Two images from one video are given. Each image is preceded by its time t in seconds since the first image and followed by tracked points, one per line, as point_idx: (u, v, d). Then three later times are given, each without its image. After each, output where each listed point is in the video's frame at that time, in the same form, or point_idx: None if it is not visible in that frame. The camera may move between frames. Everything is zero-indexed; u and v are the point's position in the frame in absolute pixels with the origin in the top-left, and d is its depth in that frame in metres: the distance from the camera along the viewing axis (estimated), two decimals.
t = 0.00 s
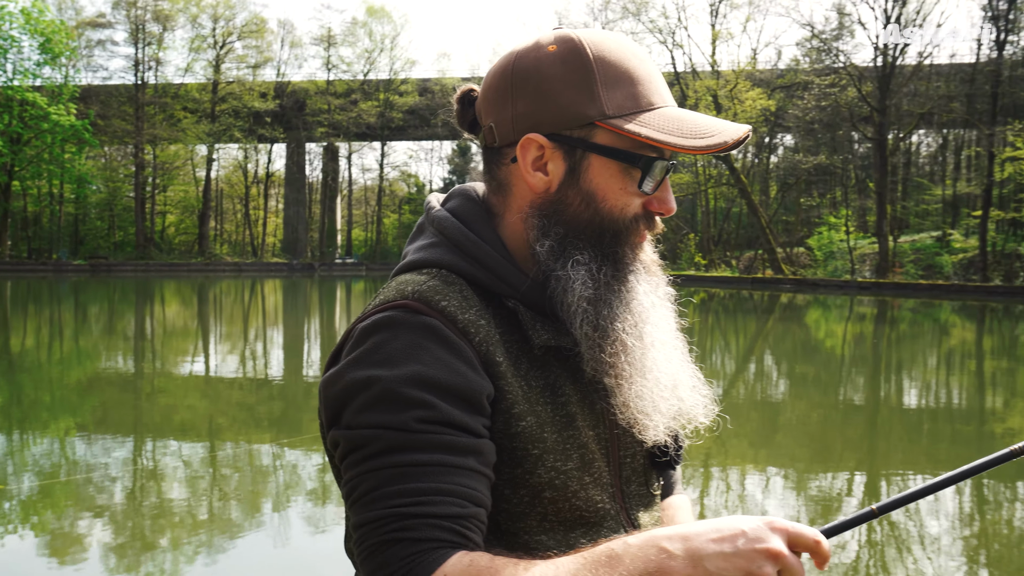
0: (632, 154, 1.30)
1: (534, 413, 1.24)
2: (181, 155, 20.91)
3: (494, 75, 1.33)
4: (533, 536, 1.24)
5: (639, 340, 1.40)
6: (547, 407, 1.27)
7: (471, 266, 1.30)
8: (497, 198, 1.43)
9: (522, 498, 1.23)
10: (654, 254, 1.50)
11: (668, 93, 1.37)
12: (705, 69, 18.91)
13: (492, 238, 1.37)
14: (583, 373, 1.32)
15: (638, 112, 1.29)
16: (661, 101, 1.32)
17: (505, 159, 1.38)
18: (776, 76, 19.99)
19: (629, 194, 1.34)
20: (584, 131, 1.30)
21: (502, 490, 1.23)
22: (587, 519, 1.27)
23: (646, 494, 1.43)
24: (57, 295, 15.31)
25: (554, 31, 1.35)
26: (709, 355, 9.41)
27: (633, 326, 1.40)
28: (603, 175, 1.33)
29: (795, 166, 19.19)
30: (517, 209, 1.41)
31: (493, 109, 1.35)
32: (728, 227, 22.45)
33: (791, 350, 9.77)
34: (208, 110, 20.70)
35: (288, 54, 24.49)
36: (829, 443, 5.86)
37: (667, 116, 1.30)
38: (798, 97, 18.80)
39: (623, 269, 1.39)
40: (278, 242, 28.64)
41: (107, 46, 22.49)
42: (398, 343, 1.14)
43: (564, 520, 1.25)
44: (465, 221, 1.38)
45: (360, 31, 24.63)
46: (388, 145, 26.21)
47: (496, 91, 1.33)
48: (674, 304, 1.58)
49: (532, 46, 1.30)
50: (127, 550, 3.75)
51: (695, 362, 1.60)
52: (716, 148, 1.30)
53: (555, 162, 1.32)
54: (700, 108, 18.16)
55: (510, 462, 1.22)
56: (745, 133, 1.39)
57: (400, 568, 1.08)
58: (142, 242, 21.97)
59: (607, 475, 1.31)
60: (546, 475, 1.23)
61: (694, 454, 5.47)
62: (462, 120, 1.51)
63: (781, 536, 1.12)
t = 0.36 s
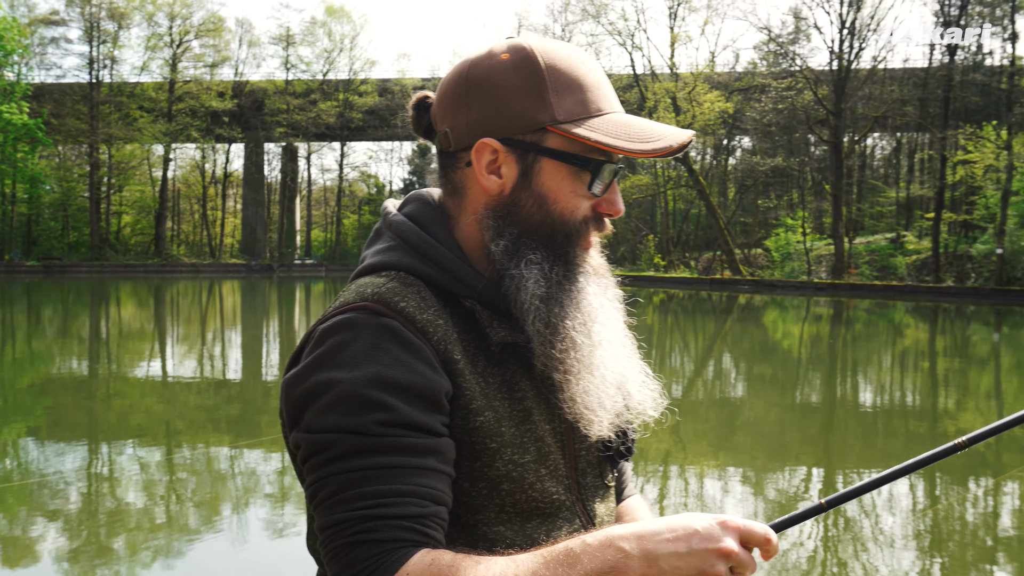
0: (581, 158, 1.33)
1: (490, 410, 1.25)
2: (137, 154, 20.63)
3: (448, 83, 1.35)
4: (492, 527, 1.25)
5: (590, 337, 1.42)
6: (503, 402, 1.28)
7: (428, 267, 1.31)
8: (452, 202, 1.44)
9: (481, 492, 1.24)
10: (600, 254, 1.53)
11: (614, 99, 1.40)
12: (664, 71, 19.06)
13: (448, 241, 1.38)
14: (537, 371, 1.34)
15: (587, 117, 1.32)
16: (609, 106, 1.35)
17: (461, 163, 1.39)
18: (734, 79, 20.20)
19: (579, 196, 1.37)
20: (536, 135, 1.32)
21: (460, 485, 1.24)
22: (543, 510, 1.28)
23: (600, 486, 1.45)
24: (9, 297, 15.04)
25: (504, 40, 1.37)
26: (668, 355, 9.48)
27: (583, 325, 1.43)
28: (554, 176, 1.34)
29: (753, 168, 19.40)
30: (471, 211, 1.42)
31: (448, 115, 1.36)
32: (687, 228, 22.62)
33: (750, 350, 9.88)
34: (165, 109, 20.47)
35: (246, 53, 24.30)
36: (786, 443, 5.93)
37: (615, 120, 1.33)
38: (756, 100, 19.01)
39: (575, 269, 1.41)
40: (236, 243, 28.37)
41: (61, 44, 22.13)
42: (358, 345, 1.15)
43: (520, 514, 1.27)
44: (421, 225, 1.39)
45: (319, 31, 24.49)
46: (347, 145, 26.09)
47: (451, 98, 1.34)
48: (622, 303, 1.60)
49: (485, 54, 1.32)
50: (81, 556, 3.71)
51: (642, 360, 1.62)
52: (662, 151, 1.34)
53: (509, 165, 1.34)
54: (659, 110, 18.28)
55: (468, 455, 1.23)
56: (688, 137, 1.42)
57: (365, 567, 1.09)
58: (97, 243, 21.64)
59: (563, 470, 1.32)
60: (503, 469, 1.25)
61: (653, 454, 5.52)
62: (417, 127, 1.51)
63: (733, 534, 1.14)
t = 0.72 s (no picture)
0: (531, 161, 1.36)
1: (442, 406, 1.27)
2: (89, 152, 20.34)
3: (402, 86, 1.36)
4: (443, 520, 1.28)
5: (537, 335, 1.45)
6: (455, 398, 1.30)
7: (381, 267, 1.32)
8: (405, 203, 1.46)
9: (433, 486, 1.27)
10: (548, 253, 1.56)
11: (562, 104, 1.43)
12: (621, 72, 19.19)
13: (401, 241, 1.40)
14: (487, 368, 1.36)
15: (537, 123, 1.34)
16: (558, 113, 1.38)
17: (413, 165, 1.41)
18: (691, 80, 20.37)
19: (528, 199, 1.39)
20: (487, 139, 1.34)
21: (413, 479, 1.26)
22: (494, 503, 1.31)
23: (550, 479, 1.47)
24: None
25: (458, 46, 1.39)
26: (626, 354, 9.54)
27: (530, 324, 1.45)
28: (504, 177, 1.37)
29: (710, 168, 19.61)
30: (423, 211, 1.43)
31: (401, 117, 1.37)
32: (644, 228, 22.80)
33: (706, 349, 9.99)
34: (118, 106, 20.19)
35: (202, 50, 24.07)
36: (742, 440, 6.01)
37: (564, 127, 1.36)
38: (712, 101, 19.23)
39: (524, 268, 1.44)
40: (191, 242, 28.03)
41: (10, 39, 21.77)
42: (314, 345, 1.16)
43: (472, 507, 1.29)
44: (375, 226, 1.40)
45: (276, 28, 24.30)
46: (305, 143, 25.90)
47: (405, 102, 1.36)
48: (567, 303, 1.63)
49: (439, 59, 1.34)
50: (32, 559, 3.67)
51: (588, 357, 1.66)
52: (608, 156, 1.37)
53: (461, 167, 1.36)
54: (616, 111, 18.38)
55: (421, 450, 1.26)
56: (634, 144, 1.46)
57: (323, 563, 1.11)
58: (48, 242, 21.31)
59: (513, 463, 1.34)
60: (454, 463, 1.27)
61: (611, 452, 5.56)
62: (372, 129, 1.53)
63: (683, 550, 1.16)
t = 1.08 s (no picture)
0: (468, 153, 1.37)
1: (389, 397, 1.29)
2: (45, 145, 20.03)
3: (341, 85, 1.38)
4: (393, 510, 1.29)
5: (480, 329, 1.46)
6: (402, 390, 1.32)
7: (323, 264, 1.33)
8: (349, 198, 1.47)
9: (381, 476, 1.28)
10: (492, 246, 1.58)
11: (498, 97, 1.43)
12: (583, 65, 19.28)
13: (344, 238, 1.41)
14: (432, 361, 1.38)
15: (473, 115, 1.35)
16: (493, 104, 1.38)
17: (353, 161, 1.43)
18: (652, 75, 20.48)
19: (465, 190, 1.40)
20: (421, 131, 1.35)
21: (362, 472, 1.27)
22: (444, 490, 1.32)
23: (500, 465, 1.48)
24: None
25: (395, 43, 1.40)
26: (589, 348, 9.60)
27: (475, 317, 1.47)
28: (444, 172, 1.38)
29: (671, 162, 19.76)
30: (365, 206, 1.44)
31: (342, 114, 1.39)
32: (607, 222, 22.90)
33: (669, 341, 10.07)
34: (74, 99, 19.90)
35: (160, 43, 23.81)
36: (704, 432, 6.07)
37: (500, 118, 1.37)
38: (673, 95, 19.39)
39: (467, 260, 1.45)
40: (150, 236, 27.71)
41: None
42: (259, 343, 1.16)
43: (418, 496, 1.30)
44: (318, 224, 1.42)
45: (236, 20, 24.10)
46: (265, 137, 25.70)
47: (344, 98, 1.37)
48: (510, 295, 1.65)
49: (374, 56, 1.36)
50: None
51: (534, 346, 1.68)
52: (541, 145, 1.38)
53: (398, 161, 1.37)
54: (578, 104, 18.44)
55: (370, 442, 1.27)
56: (570, 133, 1.47)
57: (275, 558, 1.11)
58: (3, 237, 20.97)
59: (461, 450, 1.36)
60: (402, 453, 1.28)
61: (574, 445, 5.60)
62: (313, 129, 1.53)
63: (628, 530, 1.20)
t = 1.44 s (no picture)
0: (430, 153, 1.40)
1: (348, 388, 1.32)
2: (14, 138, 19.83)
3: (302, 81, 1.39)
4: (357, 498, 1.32)
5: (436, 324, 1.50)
6: (363, 381, 1.35)
7: (281, 261, 1.35)
8: (308, 194, 1.49)
9: (344, 465, 1.30)
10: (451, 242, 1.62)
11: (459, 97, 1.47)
12: (557, 59, 19.32)
13: (301, 236, 1.43)
14: (390, 355, 1.41)
15: (435, 114, 1.39)
16: (455, 105, 1.42)
17: (315, 158, 1.44)
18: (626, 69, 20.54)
19: (427, 190, 1.44)
20: (385, 131, 1.38)
21: (323, 463, 1.29)
22: (405, 478, 1.35)
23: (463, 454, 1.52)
24: None
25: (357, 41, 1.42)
26: (565, 341, 9.64)
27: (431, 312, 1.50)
28: (406, 171, 1.41)
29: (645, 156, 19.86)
30: (325, 203, 1.46)
31: (303, 111, 1.40)
32: (582, 215, 22.96)
33: (644, 335, 10.14)
34: (43, 91, 19.69)
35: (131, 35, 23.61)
36: (679, 424, 6.13)
37: (462, 119, 1.40)
38: (648, 89, 19.48)
39: (426, 259, 1.49)
40: (122, 230, 27.48)
41: None
42: (215, 341, 1.18)
43: (382, 482, 1.33)
44: (274, 221, 1.43)
45: (208, 13, 23.95)
46: (238, 130, 25.55)
47: (306, 95, 1.39)
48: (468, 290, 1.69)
49: (338, 54, 1.38)
50: None
51: (492, 339, 1.72)
52: (504, 146, 1.42)
53: (359, 161, 1.40)
54: (553, 98, 18.45)
55: (330, 434, 1.29)
56: (529, 134, 1.52)
57: (231, 551, 1.12)
58: None
59: (422, 439, 1.39)
60: (364, 443, 1.31)
61: (550, 439, 5.64)
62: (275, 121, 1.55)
63: (589, 511, 1.19)
